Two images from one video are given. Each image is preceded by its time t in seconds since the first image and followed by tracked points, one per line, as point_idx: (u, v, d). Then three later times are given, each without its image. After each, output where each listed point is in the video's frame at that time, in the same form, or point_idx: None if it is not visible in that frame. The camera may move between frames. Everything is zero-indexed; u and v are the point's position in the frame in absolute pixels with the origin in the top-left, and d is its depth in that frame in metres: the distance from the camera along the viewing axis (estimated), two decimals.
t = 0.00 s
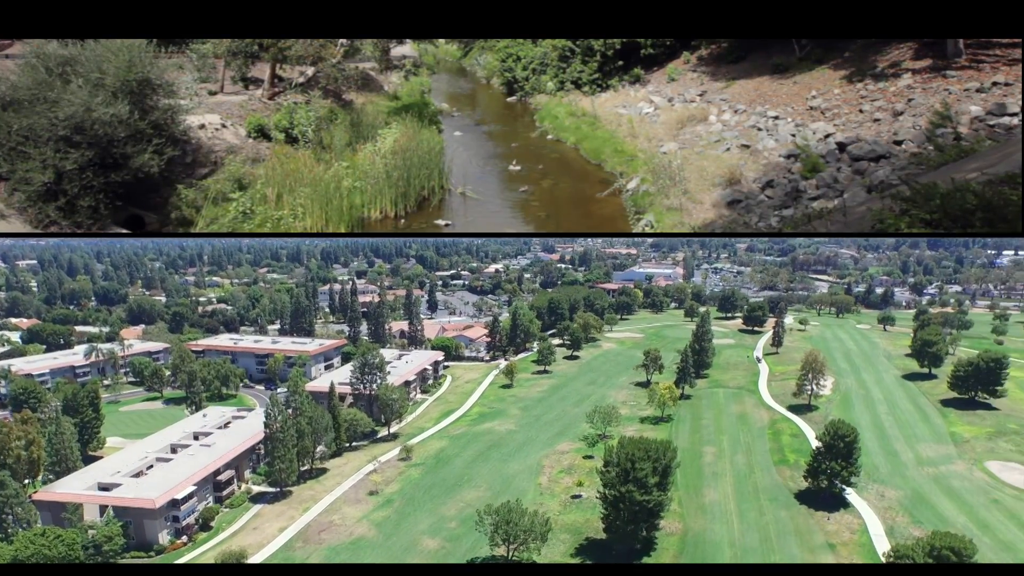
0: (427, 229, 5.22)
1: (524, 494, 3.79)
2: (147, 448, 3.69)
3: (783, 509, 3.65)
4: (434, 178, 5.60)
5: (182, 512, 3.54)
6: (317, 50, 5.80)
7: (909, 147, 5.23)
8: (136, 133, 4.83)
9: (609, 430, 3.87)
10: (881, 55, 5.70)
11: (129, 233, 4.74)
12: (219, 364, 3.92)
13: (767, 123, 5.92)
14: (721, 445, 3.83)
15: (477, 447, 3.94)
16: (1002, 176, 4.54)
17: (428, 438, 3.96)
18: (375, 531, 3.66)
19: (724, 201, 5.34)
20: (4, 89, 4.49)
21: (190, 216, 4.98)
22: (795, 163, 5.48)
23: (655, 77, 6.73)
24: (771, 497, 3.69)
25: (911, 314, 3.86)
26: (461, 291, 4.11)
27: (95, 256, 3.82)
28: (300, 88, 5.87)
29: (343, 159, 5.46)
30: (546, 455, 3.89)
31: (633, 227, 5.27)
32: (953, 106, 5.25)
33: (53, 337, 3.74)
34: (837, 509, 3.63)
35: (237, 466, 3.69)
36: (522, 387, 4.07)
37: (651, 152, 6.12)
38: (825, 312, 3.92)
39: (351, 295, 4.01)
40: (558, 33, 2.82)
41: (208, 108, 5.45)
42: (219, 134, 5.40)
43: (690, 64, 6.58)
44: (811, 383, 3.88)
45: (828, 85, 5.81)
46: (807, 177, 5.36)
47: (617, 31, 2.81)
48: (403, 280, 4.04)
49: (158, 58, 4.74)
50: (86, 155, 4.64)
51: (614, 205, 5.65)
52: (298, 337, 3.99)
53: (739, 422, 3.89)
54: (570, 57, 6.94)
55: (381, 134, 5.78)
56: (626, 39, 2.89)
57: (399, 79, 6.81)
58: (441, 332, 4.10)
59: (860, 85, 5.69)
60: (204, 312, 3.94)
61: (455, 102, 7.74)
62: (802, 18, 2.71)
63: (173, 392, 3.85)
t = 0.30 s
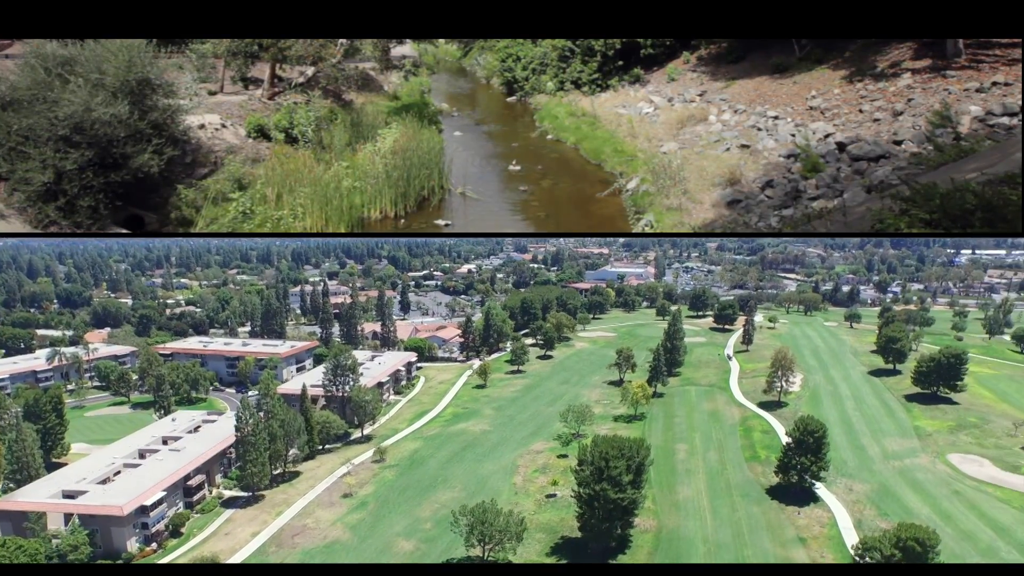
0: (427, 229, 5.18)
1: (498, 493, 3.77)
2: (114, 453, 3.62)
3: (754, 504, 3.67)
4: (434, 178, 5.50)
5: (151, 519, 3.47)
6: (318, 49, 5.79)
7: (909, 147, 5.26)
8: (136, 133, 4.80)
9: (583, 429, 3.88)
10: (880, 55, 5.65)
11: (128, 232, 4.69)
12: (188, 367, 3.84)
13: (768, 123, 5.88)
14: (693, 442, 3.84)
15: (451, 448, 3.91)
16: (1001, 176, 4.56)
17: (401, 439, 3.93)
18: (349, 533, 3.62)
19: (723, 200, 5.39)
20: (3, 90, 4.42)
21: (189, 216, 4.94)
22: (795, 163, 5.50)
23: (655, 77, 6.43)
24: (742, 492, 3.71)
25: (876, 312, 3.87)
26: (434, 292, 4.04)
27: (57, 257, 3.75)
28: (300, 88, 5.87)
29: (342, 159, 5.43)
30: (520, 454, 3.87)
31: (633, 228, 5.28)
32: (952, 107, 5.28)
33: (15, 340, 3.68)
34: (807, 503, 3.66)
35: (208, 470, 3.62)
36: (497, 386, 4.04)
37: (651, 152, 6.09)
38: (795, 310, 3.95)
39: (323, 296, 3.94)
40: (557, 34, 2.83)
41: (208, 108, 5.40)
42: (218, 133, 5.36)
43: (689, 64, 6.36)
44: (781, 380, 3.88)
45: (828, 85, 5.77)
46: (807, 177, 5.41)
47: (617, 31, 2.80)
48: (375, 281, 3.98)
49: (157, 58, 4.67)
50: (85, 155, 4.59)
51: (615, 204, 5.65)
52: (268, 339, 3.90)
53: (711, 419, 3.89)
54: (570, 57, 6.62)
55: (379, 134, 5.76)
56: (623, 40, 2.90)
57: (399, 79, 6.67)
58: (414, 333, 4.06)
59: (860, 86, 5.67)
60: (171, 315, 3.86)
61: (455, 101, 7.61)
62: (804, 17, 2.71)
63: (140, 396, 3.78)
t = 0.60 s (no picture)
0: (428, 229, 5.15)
1: (473, 494, 3.71)
2: (79, 460, 3.53)
3: (726, 500, 3.60)
4: (434, 177, 5.50)
5: (118, 526, 3.37)
6: (317, 49, 5.81)
7: (909, 147, 5.30)
8: (136, 133, 4.84)
9: (556, 428, 3.84)
10: (882, 55, 5.67)
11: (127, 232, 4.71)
12: (155, 370, 3.76)
13: (768, 122, 5.95)
14: (665, 439, 3.81)
15: (424, 449, 3.85)
16: (1000, 177, 4.65)
17: (375, 441, 3.87)
18: (323, 537, 3.53)
19: (724, 200, 5.38)
20: (3, 90, 4.49)
21: (190, 216, 4.95)
22: (795, 163, 5.53)
23: (655, 77, 6.59)
24: (714, 488, 3.65)
25: (842, 309, 3.93)
26: (405, 292, 4.00)
27: (16, 258, 3.68)
28: (299, 88, 5.94)
29: (342, 159, 5.45)
30: (494, 454, 3.83)
31: (633, 227, 5.26)
32: (953, 107, 5.33)
33: None
34: (779, 498, 3.61)
35: (177, 475, 3.53)
36: (469, 386, 4.02)
37: (652, 152, 6.11)
38: (763, 307, 3.99)
39: (293, 298, 3.90)
40: (556, 33, 2.82)
41: (207, 108, 5.44)
42: (218, 134, 5.40)
43: (689, 64, 6.50)
44: (750, 377, 3.88)
45: (829, 85, 5.87)
46: (807, 177, 5.43)
47: (617, 31, 2.79)
48: (346, 282, 3.93)
49: (158, 59, 4.73)
50: (85, 155, 4.64)
51: (615, 205, 5.63)
52: (238, 342, 3.84)
53: (683, 417, 3.87)
54: (570, 57, 6.83)
55: (380, 135, 5.78)
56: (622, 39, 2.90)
57: (398, 79, 6.90)
58: (386, 334, 3.98)
59: (860, 85, 5.74)
60: (137, 317, 3.80)
61: (454, 101, 7.91)
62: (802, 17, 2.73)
63: (106, 401, 3.70)
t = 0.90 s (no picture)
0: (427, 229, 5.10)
1: (447, 495, 3.67)
2: (41, 467, 3.44)
3: (699, 497, 3.61)
4: (434, 177, 5.46)
5: (84, 535, 3.28)
6: (317, 50, 5.61)
7: (909, 147, 5.24)
8: (135, 133, 4.70)
9: (529, 428, 3.81)
10: (880, 55, 5.53)
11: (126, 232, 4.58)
12: (121, 375, 3.72)
13: (768, 122, 5.87)
14: (638, 437, 3.81)
15: (397, 451, 3.80)
16: (1001, 176, 4.61)
17: (347, 443, 3.79)
18: (296, 541, 3.46)
19: (724, 200, 5.36)
20: (3, 89, 4.38)
21: (189, 216, 4.84)
22: (795, 163, 5.48)
23: (655, 77, 6.59)
24: (686, 485, 3.65)
25: (809, 307, 3.92)
26: (376, 293, 3.96)
27: None
28: (299, 88, 5.75)
29: (342, 159, 5.34)
30: (468, 455, 3.80)
31: (633, 228, 5.26)
32: (952, 107, 5.25)
33: None
34: (748, 493, 3.61)
35: (144, 481, 3.45)
36: (441, 386, 3.96)
37: (651, 151, 6.09)
38: (732, 306, 3.98)
39: (262, 299, 3.86)
40: (556, 34, 2.79)
41: (207, 108, 5.27)
42: (218, 134, 5.25)
43: (689, 64, 6.45)
44: (721, 374, 3.87)
45: (829, 85, 5.73)
46: (807, 177, 5.38)
47: (617, 32, 2.78)
48: (315, 283, 3.87)
49: (158, 58, 4.57)
50: (85, 155, 4.51)
51: (615, 205, 5.62)
52: (206, 344, 3.80)
53: (654, 415, 3.85)
54: (570, 57, 6.90)
55: (379, 135, 5.67)
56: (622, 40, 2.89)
57: (398, 79, 6.83)
58: (356, 335, 3.93)
59: (860, 85, 5.61)
60: (101, 321, 3.77)
61: (454, 101, 7.96)
62: (803, 18, 2.73)
63: (68, 407, 3.62)
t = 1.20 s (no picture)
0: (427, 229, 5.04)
1: (420, 497, 3.62)
2: None
3: (671, 493, 3.60)
4: (436, 177, 5.36)
5: (45, 544, 3.17)
6: (317, 50, 5.15)
7: (908, 147, 5.05)
8: (136, 133, 4.57)
9: (502, 428, 3.79)
10: (880, 54, 5.12)
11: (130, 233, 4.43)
12: (83, 380, 3.56)
13: (768, 123, 5.62)
14: (610, 436, 3.80)
15: (370, 452, 3.77)
16: (1001, 176, 4.44)
17: (319, 445, 3.75)
18: (268, 545, 3.41)
19: (725, 200, 5.32)
20: (4, 89, 4.24)
21: (190, 216, 4.70)
22: (795, 163, 5.33)
23: (655, 76, 6.05)
24: (659, 482, 3.65)
25: (776, 305, 3.92)
26: (346, 294, 3.89)
27: None
28: (300, 88, 5.27)
29: (342, 159, 5.11)
30: (440, 455, 3.78)
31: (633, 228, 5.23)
32: (953, 106, 4.97)
33: None
34: (721, 489, 3.62)
35: (110, 488, 3.32)
36: (412, 388, 3.93)
37: (651, 152, 5.96)
38: (702, 304, 3.95)
39: (230, 302, 3.77)
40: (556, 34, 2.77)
41: (205, 107, 4.96)
42: (218, 134, 4.99)
43: (689, 64, 5.88)
44: (691, 372, 3.89)
45: (828, 83, 5.37)
46: (807, 177, 5.26)
47: (616, 32, 2.76)
48: (285, 285, 3.81)
49: (159, 58, 4.42)
50: (86, 155, 4.40)
51: (614, 205, 5.60)
52: (171, 347, 3.68)
53: (626, 413, 3.84)
54: (571, 56, 6.46)
55: (379, 134, 5.39)
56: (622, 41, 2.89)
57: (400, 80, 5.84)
58: (328, 337, 3.88)
59: (860, 85, 5.25)
60: (62, 324, 3.59)
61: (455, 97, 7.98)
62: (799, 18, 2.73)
63: (28, 413, 3.46)
